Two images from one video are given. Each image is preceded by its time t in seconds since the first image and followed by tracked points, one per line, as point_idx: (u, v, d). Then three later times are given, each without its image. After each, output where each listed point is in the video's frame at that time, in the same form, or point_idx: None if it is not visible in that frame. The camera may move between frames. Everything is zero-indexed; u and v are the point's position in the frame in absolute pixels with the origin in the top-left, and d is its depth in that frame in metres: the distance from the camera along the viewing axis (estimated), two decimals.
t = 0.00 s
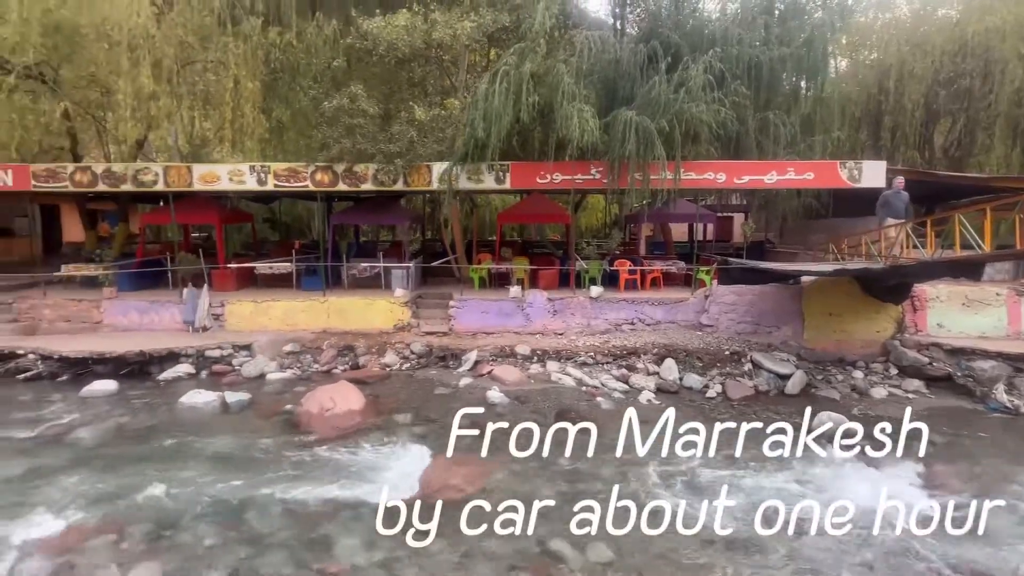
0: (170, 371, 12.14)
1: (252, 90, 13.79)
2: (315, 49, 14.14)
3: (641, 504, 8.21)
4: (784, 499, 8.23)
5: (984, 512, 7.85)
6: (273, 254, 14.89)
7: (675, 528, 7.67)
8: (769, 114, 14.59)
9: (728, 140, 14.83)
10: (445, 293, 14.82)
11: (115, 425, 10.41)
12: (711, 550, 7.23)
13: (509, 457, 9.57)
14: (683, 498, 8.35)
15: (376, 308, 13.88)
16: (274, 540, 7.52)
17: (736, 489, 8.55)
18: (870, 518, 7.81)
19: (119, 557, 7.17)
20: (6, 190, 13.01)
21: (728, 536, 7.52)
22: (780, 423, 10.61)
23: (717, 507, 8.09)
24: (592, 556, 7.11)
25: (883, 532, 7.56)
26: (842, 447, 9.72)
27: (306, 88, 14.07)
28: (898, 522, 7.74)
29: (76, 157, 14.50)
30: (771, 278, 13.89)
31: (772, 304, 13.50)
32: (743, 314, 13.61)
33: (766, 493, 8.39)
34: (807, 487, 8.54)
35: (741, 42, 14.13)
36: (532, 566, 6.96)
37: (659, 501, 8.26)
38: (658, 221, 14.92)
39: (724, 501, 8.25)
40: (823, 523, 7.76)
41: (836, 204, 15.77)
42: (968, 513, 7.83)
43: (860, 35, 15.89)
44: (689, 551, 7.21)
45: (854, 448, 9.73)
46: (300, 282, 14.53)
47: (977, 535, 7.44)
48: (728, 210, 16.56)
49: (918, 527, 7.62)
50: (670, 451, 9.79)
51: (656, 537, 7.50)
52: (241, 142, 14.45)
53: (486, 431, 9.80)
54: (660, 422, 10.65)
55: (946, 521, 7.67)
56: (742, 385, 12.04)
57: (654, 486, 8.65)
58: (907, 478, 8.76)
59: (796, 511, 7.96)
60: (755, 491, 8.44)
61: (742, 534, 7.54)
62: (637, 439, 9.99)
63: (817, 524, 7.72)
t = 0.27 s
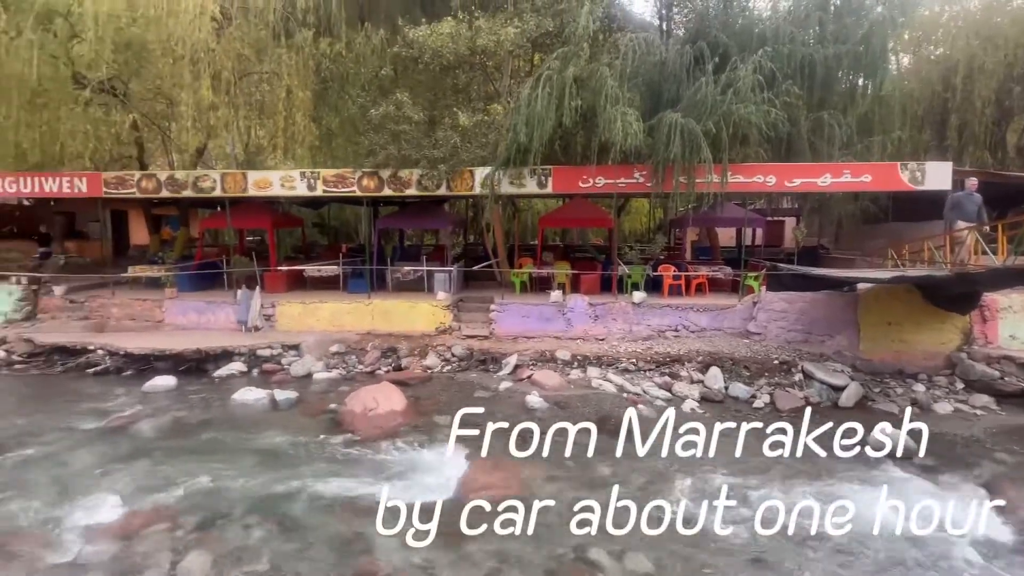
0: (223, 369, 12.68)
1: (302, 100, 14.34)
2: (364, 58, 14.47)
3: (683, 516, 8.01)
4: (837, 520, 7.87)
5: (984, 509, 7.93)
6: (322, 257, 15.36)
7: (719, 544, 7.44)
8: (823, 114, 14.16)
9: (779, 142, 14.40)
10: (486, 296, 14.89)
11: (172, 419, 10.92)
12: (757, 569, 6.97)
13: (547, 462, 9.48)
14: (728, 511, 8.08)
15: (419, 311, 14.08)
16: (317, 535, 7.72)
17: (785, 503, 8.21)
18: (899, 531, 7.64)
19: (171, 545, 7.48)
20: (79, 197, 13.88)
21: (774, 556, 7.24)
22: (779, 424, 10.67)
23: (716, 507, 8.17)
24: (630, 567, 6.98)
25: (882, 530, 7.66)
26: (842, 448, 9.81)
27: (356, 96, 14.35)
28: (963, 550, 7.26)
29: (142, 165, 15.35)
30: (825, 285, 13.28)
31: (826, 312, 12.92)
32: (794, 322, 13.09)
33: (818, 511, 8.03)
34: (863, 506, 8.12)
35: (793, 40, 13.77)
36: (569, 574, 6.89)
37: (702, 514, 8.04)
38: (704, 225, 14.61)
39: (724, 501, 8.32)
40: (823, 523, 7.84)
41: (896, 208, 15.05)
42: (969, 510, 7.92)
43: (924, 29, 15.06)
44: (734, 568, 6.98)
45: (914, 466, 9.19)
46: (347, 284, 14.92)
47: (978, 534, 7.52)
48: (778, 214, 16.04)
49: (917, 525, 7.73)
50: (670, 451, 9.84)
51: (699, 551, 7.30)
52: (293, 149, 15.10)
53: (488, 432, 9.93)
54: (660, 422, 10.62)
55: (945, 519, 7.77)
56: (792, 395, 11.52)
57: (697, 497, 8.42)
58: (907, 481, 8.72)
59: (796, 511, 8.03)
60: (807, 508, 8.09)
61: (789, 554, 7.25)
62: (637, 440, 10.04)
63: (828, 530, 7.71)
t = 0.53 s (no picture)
0: (276, 367, 13.14)
1: (353, 107, 14.88)
2: (411, 66, 14.73)
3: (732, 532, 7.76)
4: (899, 546, 7.46)
5: (984, 511, 7.98)
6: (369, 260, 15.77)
7: (771, 561, 7.16)
8: (885, 112, 13.63)
9: (836, 141, 13.92)
10: (529, 300, 14.88)
11: (228, 415, 11.38)
12: None
13: (591, 467, 9.36)
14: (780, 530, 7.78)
15: (463, 314, 14.19)
16: (362, 534, 7.86)
17: (842, 525, 7.85)
18: (967, 557, 7.19)
19: (226, 536, 7.76)
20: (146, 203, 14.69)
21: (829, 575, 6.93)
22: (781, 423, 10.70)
23: (716, 507, 8.23)
24: None
25: (881, 531, 7.72)
26: (843, 448, 9.90)
27: (403, 103, 14.54)
28: None
29: (203, 172, 16.13)
30: (886, 291, 12.63)
31: (887, 320, 12.28)
32: (852, 330, 12.50)
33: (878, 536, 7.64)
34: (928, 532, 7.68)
35: (851, 35, 13.21)
36: None
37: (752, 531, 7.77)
38: (755, 228, 14.21)
39: (724, 501, 8.39)
40: (822, 523, 7.89)
41: (967, 210, 14.25)
42: (968, 512, 7.97)
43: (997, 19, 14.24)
44: None
45: (986, 486, 8.61)
46: (392, 287, 15.20)
47: (976, 534, 7.59)
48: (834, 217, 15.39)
49: (916, 526, 7.80)
50: (670, 451, 9.90)
51: (750, 567, 7.05)
52: (342, 156, 15.74)
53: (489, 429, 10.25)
54: (660, 421, 10.65)
55: (945, 521, 7.83)
56: (849, 406, 10.94)
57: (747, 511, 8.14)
58: (908, 484, 8.71)
59: (795, 511, 8.07)
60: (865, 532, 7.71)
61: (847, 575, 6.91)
62: (637, 439, 10.11)
63: (836, 535, 7.64)
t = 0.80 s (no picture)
0: (328, 366, 13.57)
1: (403, 113, 15.31)
2: (460, 71, 15.04)
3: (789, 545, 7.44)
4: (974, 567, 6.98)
5: (984, 511, 7.95)
6: (417, 262, 16.07)
7: None
8: (960, 106, 13.20)
9: (904, 138, 13.49)
10: (576, 302, 14.78)
11: (284, 411, 11.83)
12: None
13: (639, 473, 9.18)
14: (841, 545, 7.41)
15: (509, 315, 14.25)
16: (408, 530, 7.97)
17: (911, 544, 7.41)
18: None
19: (282, 528, 8.02)
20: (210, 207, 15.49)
21: None
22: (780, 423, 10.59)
23: (716, 508, 8.22)
24: None
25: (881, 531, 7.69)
26: (842, 448, 9.87)
27: (451, 107, 14.93)
28: None
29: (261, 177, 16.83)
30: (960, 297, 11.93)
31: (962, 327, 11.60)
32: (921, 338, 11.84)
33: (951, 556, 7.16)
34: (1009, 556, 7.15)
35: (921, 23, 12.78)
36: None
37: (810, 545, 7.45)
38: (813, 230, 13.60)
39: (724, 501, 8.37)
40: (822, 523, 7.86)
41: None
42: (966, 512, 7.96)
43: None
44: None
45: None
46: (440, 289, 15.42)
47: (976, 533, 7.57)
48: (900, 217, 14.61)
49: (916, 525, 7.77)
50: (670, 451, 9.89)
51: None
52: (393, 160, 16.05)
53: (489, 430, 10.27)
54: (660, 422, 10.68)
55: None
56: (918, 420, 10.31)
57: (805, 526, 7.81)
58: (907, 484, 8.67)
59: (795, 511, 8.04)
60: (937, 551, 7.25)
61: None
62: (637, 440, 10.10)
63: (836, 535, 7.62)
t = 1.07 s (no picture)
0: (377, 365, 13.90)
1: (452, 116, 15.36)
2: (508, 73, 15.17)
3: (850, 560, 7.06)
4: None
5: (983, 511, 7.90)
6: (464, 264, 16.24)
7: None
8: None
9: (981, 134, 12.73)
10: (623, 306, 14.58)
11: (335, 408, 12.19)
12: None
13: (688, 481, 8.94)
14: (908, 563, 6.96)
15: (555, 318, 14.19)
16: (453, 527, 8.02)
17: (985, 564, 6.90)
18: None
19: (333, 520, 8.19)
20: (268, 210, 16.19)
21: None
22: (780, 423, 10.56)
23: (716, 508, 8.18)
24: None
25: (918, 542, 7.40)
26: (842, 448, 9.76)
27: (499, 110, 15.04)
28: None
29: (316, 181, 17.43)
30: None
31: None
32: (999, 347, 11.10)
33: None
34: None
35: None
36: None
37: (874, 561, 7.03)
38: (877, 231, 12.96)
39: (724, 501, 8.35)
40: (823, 524, 7.79)
41: None
42: (966, 513, 7.87)
43: None
44: None
45: None
46: (486, 290, 15.54)
47: (977, 533, 7.49)
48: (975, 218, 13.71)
49: (916, 526, 7.70)
50: (670, 451, 9.93)
51: None
52: (441, 163, 15.85)
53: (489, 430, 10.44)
54: (660, 424, 10.73)
55: None
56: (996, 435, 9.60)
57: (868, 542, 7.39)
58: (944, 494, 8.33)
59: (796, 511, 7.97)
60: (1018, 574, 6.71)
61: None
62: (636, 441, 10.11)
63: (867, 543, 7.38)
